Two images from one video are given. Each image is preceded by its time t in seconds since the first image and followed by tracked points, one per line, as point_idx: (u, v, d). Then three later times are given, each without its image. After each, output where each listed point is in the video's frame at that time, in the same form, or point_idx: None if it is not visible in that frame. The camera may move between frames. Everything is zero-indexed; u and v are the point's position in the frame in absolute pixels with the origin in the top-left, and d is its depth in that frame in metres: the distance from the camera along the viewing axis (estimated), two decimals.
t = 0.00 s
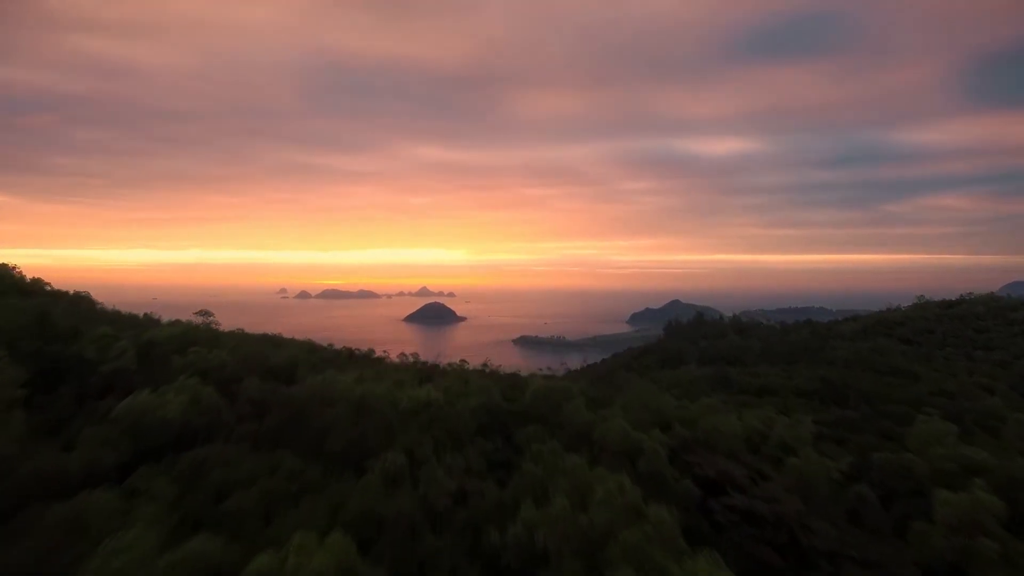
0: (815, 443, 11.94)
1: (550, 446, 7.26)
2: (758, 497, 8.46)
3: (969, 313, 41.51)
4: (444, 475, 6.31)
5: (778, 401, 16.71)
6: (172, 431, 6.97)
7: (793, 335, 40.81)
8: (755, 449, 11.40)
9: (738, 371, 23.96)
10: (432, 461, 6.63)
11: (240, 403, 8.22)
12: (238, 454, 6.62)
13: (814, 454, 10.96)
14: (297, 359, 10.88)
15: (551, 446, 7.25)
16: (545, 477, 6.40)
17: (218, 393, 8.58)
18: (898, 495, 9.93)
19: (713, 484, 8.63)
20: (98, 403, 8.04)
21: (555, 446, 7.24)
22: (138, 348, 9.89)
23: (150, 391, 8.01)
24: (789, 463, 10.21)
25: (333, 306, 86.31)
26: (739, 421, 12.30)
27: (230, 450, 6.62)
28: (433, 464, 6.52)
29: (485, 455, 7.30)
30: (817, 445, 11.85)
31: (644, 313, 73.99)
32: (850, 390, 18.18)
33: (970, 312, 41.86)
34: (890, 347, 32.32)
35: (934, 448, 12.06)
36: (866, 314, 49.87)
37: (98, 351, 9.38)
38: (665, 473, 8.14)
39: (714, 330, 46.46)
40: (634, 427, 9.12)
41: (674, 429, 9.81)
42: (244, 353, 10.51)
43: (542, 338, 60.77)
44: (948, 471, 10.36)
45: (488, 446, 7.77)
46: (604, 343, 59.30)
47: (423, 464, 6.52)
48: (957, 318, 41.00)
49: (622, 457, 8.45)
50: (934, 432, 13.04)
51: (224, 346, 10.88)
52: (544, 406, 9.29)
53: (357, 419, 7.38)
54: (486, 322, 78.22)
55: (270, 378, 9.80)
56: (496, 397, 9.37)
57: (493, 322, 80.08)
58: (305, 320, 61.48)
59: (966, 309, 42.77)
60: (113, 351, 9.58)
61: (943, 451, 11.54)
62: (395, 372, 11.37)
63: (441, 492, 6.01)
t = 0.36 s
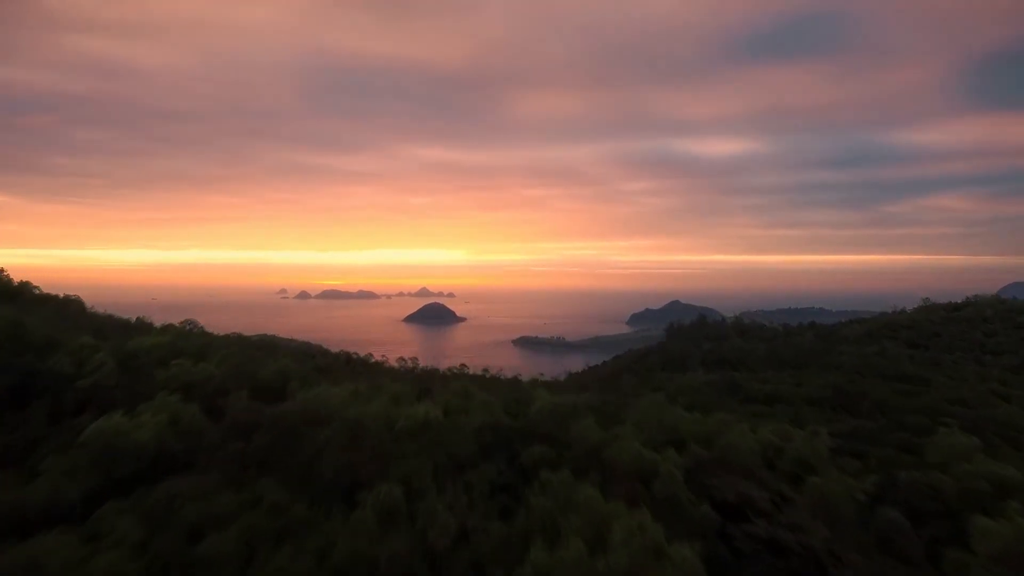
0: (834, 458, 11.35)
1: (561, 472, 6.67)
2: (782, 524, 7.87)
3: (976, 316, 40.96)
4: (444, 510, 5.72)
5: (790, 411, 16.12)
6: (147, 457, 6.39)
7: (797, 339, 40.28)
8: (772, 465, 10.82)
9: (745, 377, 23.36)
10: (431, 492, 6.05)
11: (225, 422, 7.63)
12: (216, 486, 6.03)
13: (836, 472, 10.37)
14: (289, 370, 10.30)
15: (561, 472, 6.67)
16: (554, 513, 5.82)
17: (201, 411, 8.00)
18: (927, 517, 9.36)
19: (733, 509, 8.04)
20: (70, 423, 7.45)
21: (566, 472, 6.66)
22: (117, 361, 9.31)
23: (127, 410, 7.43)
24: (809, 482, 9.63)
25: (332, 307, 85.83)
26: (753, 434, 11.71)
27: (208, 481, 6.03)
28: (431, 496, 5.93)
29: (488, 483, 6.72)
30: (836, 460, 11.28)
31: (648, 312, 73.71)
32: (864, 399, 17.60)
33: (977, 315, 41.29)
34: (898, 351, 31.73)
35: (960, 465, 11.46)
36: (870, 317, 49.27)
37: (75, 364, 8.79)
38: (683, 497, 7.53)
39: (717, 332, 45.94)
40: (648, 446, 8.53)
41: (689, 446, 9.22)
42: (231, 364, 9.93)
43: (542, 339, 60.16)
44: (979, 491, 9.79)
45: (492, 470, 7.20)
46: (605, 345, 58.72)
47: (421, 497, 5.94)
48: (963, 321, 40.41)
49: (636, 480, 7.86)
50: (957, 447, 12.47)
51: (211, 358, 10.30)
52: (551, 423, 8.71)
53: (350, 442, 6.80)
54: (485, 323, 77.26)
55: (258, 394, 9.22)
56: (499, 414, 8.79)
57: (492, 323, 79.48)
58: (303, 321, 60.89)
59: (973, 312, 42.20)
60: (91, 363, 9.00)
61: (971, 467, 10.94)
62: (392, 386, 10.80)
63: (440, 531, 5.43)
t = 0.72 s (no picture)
0: (857, 476, 10.75)
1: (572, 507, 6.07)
2: (814, 555, 7.25)
3: (984, 319, 40.36)
4: (446, 553, 5.12)
5: (804, 423, 15.53)
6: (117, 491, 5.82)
7: (802, 343, 39.72)
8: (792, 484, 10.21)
9: (752, 383, 22.73)
10: (431, 533, 5.44)
11: (206, 447, 7.03)
12: (192, 529, 5.43)
13: (865, 494, 9.70)
14: (279, 385, 9.69)
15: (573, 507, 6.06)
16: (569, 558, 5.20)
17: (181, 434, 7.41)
18: (961, 543, 8.76)
19: (761, 540, 7.41)
20: (38, 447, 6.86)
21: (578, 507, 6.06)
22: (95, 377, 8.72)
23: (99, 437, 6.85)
24: (834, 505, 9.04)
25: (331, 308, 85.24)
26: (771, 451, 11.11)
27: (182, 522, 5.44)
28: (431, 537, 5.33)
29: (492, 520, 6.12)
30: (861, 479, 10.65)
31: (648, 313, 73.30)
32: (879, 409, 17.00)
33: (985, 318, 40.70)
34: (907, 356, 31.08)
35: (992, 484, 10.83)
36: (875, 319, 48.61)
37: (47, 380, 8.22)
38: (707, 525, 6.90)
39: (721, 335, 45.36)
40: (664, 470, 7.93)
41: (708, 467, 8.61)
42: (216, 379, 9.32)
43: (542, 340, 59.49)
44: (1015, 514, 9.18)
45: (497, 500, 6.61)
46: (606, 347, 57.91)
47: (419, 539, 5.35)
48: (971, 324, 39.77)
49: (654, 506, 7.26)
50: (984, 463, 11.87)
51: (195, 371, 9.68)
52: (560, 444, 8.11)
53: (342, 472, 6.21)
54: (485, 323, 76.73)
55: (244, 412, 8.61)
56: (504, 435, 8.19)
57: (492, 324, 78.78)
58: (301, 322, 60.14)
59: (980, 314, 41.62)
60: (66, 378, 8.41)
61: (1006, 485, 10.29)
62: (388, 402, 10.19)
63: None
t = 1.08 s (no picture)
0: (879, 494, 10.19)
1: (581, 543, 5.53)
2: None
3: (992, 322, 39.81)
4: None
5: (817, 433, 14.98)
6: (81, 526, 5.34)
7: (807, 346, 39.20)
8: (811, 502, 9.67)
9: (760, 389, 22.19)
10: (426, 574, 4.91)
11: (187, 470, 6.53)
12: (161, 568, 4.93)
13: (891, 514, 9.13)
14: (270, 399, 9.19)
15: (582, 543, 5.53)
16: None
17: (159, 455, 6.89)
18: (996, 568, 8.19)
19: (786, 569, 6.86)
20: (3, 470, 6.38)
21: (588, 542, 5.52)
22: (73, 390, 8.23)
23: (70, 463, 6.37)
24: (859, 527, 8.49)
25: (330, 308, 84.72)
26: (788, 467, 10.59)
27: (152, 563, 4.88)
28: None
29: (495, 555, 5.58)
30: (883, 496, 10.11)
31: (648, 313, 72.85)
32: (894, 417, 16.46)
33: (993, 321, 40.14)
34: (915, 360, 30.55)
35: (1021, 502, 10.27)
36: (880, 322, 48.01)
37: (20, 396, 7.74)
38: (732, 553, 6.33)
39: (724, 337, 44.84)
40: (680, 493, 7.39)
41: (725, 488, 8.07)
42: (200, 391, 8.81)
43: (543, 341, 58.90)
44: None
45: (502, 529, 6.08)
46: (607, 348, 57.41)
47: None
48: (978, 327, 39.24)
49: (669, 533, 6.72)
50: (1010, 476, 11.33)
51: (180, 384, 9.16)
52: (568, 464, 7.59)
53: (331, 504, 5.69)
54: (486, 324, 76.25)
55: (229, 431, 8.08)
56: (508, 455, 7.67)
57: (492, 324, 78.18)
58: (300, 322, 59.61)
59: (988, 317, 41.07)
60: (41, 392, 7.91)
61: None
62: (384, 417, 9.67)
63: None
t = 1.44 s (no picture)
0: (910, 517, 9.52)
1: None
2: None
3: (1000, 325, 39.19)
4: None
5: (834, 446, 14.35)
6: None
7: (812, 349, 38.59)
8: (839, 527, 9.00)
9: (769, 396, 21.52)
10: None
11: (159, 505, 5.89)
12: None
13: (927, 542, 8.46)
14: (258, 419, 8.55)
15: None
16: None
17: (130, 488, 6.26)
18: None
19: None
20: None
21: None
22: (42, 409, 7.60)
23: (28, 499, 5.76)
24: (895, 558, 7.86)
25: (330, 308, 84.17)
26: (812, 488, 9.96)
27: None
28: None
29: None
30: (914, 522, 9.43)
31: (648, 313, 72.32)
32: (913, 428, 15.83)
33: (1001, 324, 39.51)
34: (924, 365, 29.93)
35: None
36: (885, 324, 47.30)
37: None
38: None
39: (727, 339, 44.24)
40: (705, 527, 6.77)
41: (752, 519, 7.40)
42: (182, 410, 8.18)
43: (544, 342, 58.21)
44: None
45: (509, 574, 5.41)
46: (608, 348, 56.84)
47: None
48: (986, 330, 38.61)
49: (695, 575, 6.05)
50: None
51: (161, 402, 8.53)
52: (581, 493, 6.97)
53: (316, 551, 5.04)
54: (486, 324, 75.72)
55: (212, 455, 7.46)
56: (516, 483, 7.04)
57: (492, 323, 77.44)
58: (298, 322, 58.95)
59: (996, 320, 40.44)
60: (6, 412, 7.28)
61: None
62: (381, 435, 9.03)
63: None
